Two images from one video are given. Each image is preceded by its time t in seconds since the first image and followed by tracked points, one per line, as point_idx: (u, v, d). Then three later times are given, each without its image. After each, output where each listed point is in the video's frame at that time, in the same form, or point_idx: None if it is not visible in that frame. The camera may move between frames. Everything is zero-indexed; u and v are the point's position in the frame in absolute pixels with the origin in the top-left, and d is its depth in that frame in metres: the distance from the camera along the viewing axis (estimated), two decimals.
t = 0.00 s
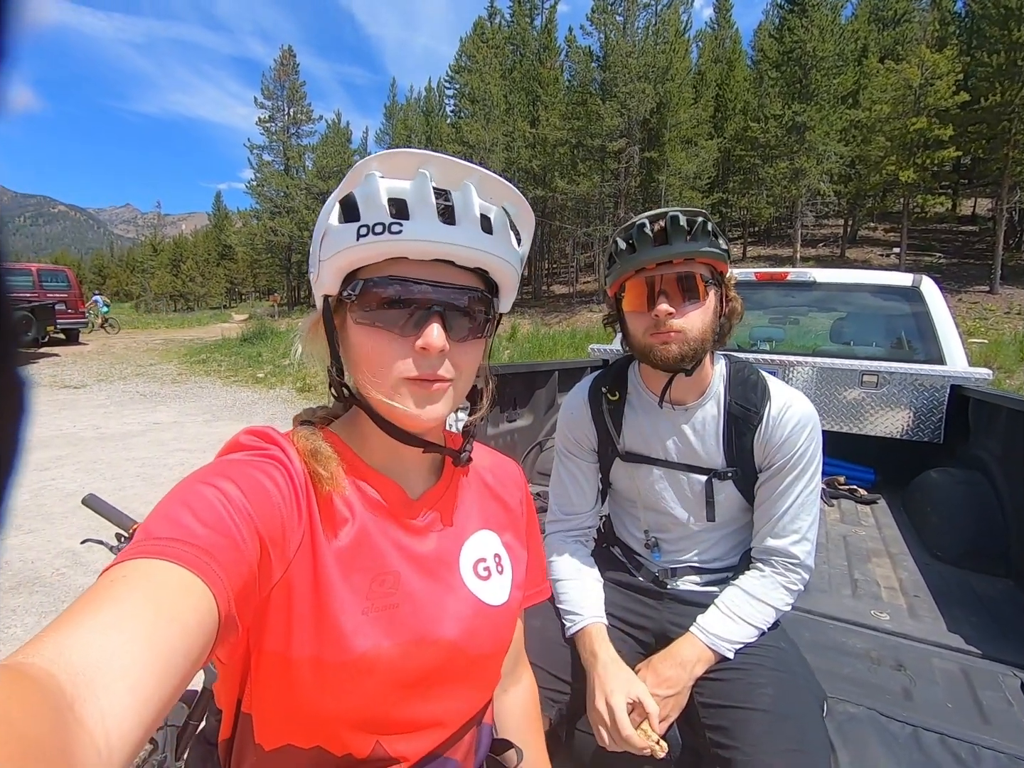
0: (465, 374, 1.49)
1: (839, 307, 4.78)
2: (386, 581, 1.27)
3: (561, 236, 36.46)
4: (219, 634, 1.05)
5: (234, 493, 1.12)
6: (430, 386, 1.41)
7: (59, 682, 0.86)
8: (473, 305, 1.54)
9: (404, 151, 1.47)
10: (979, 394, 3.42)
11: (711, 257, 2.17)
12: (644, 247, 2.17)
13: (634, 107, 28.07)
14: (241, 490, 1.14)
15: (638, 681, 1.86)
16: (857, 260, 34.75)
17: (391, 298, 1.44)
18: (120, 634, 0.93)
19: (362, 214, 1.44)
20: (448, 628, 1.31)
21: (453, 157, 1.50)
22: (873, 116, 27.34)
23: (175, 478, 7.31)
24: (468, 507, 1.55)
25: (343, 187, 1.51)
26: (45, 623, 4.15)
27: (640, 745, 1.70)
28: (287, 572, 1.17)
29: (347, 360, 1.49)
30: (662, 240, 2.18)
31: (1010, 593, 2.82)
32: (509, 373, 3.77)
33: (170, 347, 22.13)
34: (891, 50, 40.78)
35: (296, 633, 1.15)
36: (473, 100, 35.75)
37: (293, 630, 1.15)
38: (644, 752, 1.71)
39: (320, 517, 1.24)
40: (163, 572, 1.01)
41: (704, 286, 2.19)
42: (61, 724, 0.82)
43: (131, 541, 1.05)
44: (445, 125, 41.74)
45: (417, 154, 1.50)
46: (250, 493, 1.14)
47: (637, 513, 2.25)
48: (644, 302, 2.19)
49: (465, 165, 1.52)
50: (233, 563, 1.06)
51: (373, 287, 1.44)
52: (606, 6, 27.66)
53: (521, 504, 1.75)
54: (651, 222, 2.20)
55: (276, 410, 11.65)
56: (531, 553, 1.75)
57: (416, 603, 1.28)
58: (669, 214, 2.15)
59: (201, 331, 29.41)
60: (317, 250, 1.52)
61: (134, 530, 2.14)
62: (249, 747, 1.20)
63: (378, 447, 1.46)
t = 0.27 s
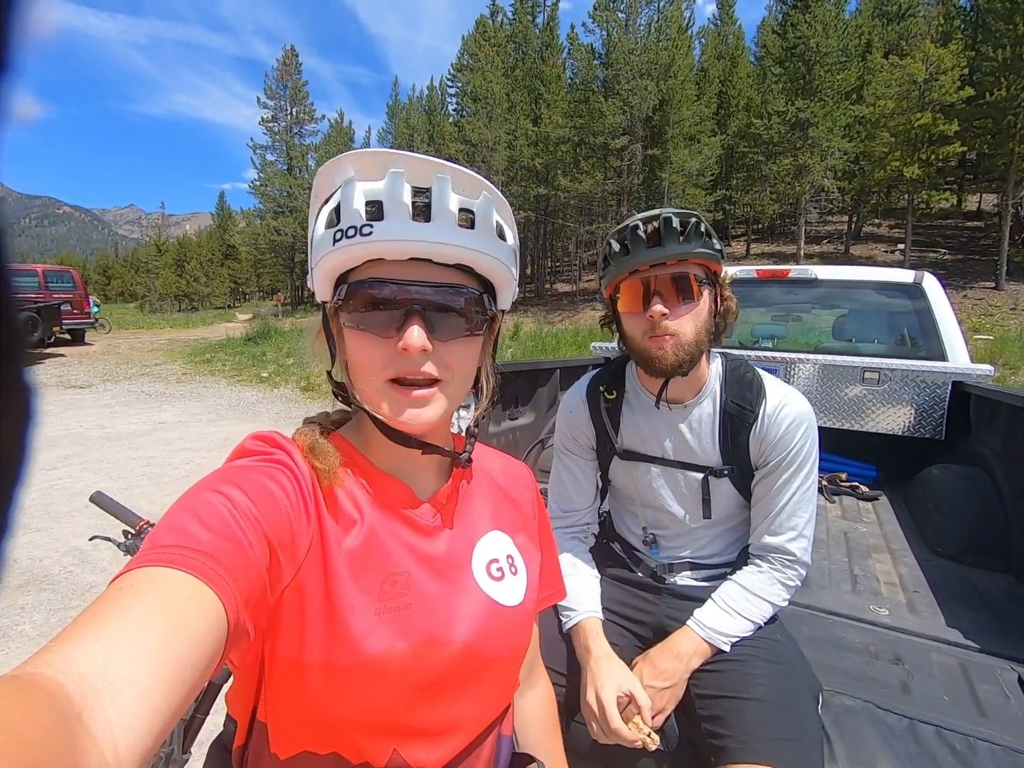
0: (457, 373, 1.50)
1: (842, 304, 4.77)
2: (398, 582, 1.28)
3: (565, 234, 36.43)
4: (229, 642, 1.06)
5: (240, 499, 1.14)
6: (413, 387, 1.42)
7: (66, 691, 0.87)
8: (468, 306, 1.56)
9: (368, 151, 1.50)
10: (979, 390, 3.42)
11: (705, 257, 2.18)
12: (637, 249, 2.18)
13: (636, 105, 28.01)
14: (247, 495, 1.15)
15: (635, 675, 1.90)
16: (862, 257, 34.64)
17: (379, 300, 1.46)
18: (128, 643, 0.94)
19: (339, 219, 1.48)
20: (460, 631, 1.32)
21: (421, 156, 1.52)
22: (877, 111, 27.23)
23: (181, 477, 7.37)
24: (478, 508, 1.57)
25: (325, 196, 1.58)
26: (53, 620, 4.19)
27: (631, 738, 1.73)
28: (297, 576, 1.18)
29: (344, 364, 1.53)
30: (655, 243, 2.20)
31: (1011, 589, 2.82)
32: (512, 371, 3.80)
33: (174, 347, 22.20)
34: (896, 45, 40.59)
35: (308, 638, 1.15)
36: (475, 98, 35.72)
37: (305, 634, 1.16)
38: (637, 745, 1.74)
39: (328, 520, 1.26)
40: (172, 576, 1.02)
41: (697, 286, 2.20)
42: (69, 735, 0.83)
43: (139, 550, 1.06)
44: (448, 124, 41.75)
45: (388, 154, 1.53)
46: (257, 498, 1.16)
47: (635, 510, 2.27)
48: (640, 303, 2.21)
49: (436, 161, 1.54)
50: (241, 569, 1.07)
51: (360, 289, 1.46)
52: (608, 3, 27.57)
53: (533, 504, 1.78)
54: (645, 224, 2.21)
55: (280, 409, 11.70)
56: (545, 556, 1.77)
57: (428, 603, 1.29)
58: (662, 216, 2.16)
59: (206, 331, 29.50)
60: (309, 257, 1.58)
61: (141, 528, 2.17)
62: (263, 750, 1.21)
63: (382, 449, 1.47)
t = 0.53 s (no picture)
0: (459, 375, 1.52)
1: (840, 303, 4.80)
2: (409, 585, 1.30)
3: (564, 232, 36.43)
4: (242, 650, 1.08)
5: (249, 507, 1.16)
6: (413, 389, 1.44)
7: (78, 703, 0.89)
8: (471, 310, 1.58)
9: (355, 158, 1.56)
10: (973, 388, 3.44)
11: (695, 260, 2.22)
12: (629, 253, 2.22)
13: (636, 102, 28.00)
14: (256, 502, 1.17)
15: (626, 666, 1.95)
16: (861, 255, 34.65)
17: (379, 304, 1.49)
18: (138, 653, 0.96)
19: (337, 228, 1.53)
20: (475, 634, 1.34)
21: (409, 160, 1.56)
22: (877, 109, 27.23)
23: (181, 475, 7.41)
24: (488, 512, 1.60)
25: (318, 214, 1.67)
26: (55, 617, 4.23)
27: (625, 728, 1.78)
28: (309, 581, 1.21)
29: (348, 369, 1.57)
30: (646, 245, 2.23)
31: (1002, 583, 2.86)
32: (510, 369, 3.84)
33: (174, 346, 22.24)
34: (895, 42, 40.56)
35: (321, 645, 1.18)
36: (474, 96, 35.67)
37: (319, 641, 1.18)
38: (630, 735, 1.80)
39: (339, 525, 1.28)
40: (181, 586, 1.04)
41: (687, 288, 2.23)
42: (83, 743, 0.86)
43: (150, 560, 1.08)
44: (447, 122, 41.74)
45: (378, 160, 1.59)
46: (265, 505, 1.18)
47: (629, 506, 2.31)
48: (633, 304, 2.24)
49: (424, 164, 1.57)
50: (252, 578, 1.09)
51: (360, 294, 1.50)
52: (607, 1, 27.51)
53: (542, 507, 1.81)
54: (638, 226, 2.24)
55: (280, 408, 11.73)
56: (557, 558, 1.80)
57: (441, 607, 1.31)
58: (654, 219, 2.19)
59: (206, 330, 29.52)
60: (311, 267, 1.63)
61: (145, 524, 2.21)
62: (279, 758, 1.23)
63: (391, 454, 1.51)
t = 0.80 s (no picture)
0: (464, 370, 1.56)
1: (836, 300, 4.84)
2: (408, 582, 1.33)
3: (563, 230, 36.48)
4: (237, 649, 1.11)
5: (245, 506, 1.19)
6: (421, 383, 1.48)
7: (72, 702, 0.93)
8: (473, 306, 1.61)
9: (369, 151, 1.56)
10: (963, 385, 3.48)
11: (685, 258, 2.25)
12: (620, 250, 2.25)
13: (634, 100, 28.03)
14: (252, 501, 1.21)
15: (618, 657, 2.00)
16: (859, 253, 34.73)
17: (384, 298, 1.52)
18: (131, 653, 0.99)
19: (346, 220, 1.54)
20: (475, 629, 1.37)
21: (425, 154, 1.58)
22: (875, 107, 27.26)
23: (180, 473, 7.45)
24: (487, 506, 1.63)
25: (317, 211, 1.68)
26: (55, 612, 4.27)
27: (616, 715, 1.83)
28: (306, 579, 1.23)
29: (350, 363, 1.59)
30: (635, 243, 2.26)
31: (989, 577, 2.90)
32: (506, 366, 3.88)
33: (173, 344, 22.25)
34: (894, 40, 40.56)
35: (320, 643, 1.20)
36: (473, 94, 35.62)
37: (317, 639, 1.21)
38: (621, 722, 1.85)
39: (336, 524, 1.31)
40: (176, 587, 1.07)
41: (677, 286, 2.27)
42: (74, 744, 0.88)
43: (146, 560, 1.12)
44: (446, 120, 41.73)
45: (391, 153, 1.59)
46: (261, 504, 1.21)
47: (618, 500, 2.35)
48: (623, 302, 2.28)
49: (440, 159, 1.60)
50: (247, 578, 1.13)
51: (365, 290, 1.52)
52: None
53: (543, 501, 1.84)
54: (628, 225, 2.28)
55: (278, 405, 11.77)
56: (560, 552, 1.84)
57: (439, 604, 1.34)
58: (644, 218, 2.23)
59: (204, 327, 29.54)
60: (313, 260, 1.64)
61: (143, 519, 2.24)
62: (281, 755, 1.26)
63: (388, 450, 1.54)
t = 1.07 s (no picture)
0: (473, 373, 1.62)
1: (834, 299, 4.86)
2: (401, 578, 1.35)
3: (563, 229, 36.46)
4: (226, 654, 1.11)
5: (229, 512, 1.20)
6: (444, 384, 1.52)
7: (49, 721, 0.92)
8: (479, 307, 1.65)
9: (423, 155, 1.54)
10: (958, 383, 3.50)
11: (678, 256, 2.26)
12: (614, 249, 2.26)
13: (634, 99, 28.04)
14: (236, 506, 1.21)
15: (610, 652, 2.03)
16: (860, 252, 34.71)
17: (403, 298, 1.52)
18: (112, 666, 0.99)
19: (380, 216, 1.51)
20: (469, 621, 1.39)
21: (470, 163, 1.59)
22: (876, 105, 27.23)
23: (179, 471, 7.48)
24: (475, 501, 1.65)
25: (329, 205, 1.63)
26: (55, 609, 4.30)
27: (608, 710, 1.85)
28: (295, 582, 1.24)
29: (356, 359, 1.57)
30: (630, 243, 2.28)
31: (982, 573, 2.92)
32: (502, 364, 3.90)
33: (173, 343, 22.25)
34: (895, 39, 40.48)
35: (313, 643, 1.22)
36: (473, 93, 35.58)
37: (310, 640, 1.22)
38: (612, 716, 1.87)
39: (324, 524, 1.32)
40: (159, 597, 1.08)
41: (671, 283, 2.29)
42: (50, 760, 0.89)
43: (126, 572, 1.12)
44: (446, 118, 41.71)
45: (441, 160, 1.59)
46: (246, 509, 1.22)
47: (612, 496, 2.38)
48: (617, 301, 2.30)
49: (484, 170, 1.62)
50: (233, 583, 1.13)
51: (386, 287, 1.52)
52: None
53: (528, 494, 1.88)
54: (622, 223, 2.29)
55: (278, 404, 11.80)
56: (547, 545, 1.87)
57: (432, 598, 1.37)
58: (638, 216, 2.24)
59: (205, 326, 29.57)
60: (321, 247, 1.57)
61: (141, 514, 2.27)
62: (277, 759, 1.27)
63: (380, 446, 1.56)
